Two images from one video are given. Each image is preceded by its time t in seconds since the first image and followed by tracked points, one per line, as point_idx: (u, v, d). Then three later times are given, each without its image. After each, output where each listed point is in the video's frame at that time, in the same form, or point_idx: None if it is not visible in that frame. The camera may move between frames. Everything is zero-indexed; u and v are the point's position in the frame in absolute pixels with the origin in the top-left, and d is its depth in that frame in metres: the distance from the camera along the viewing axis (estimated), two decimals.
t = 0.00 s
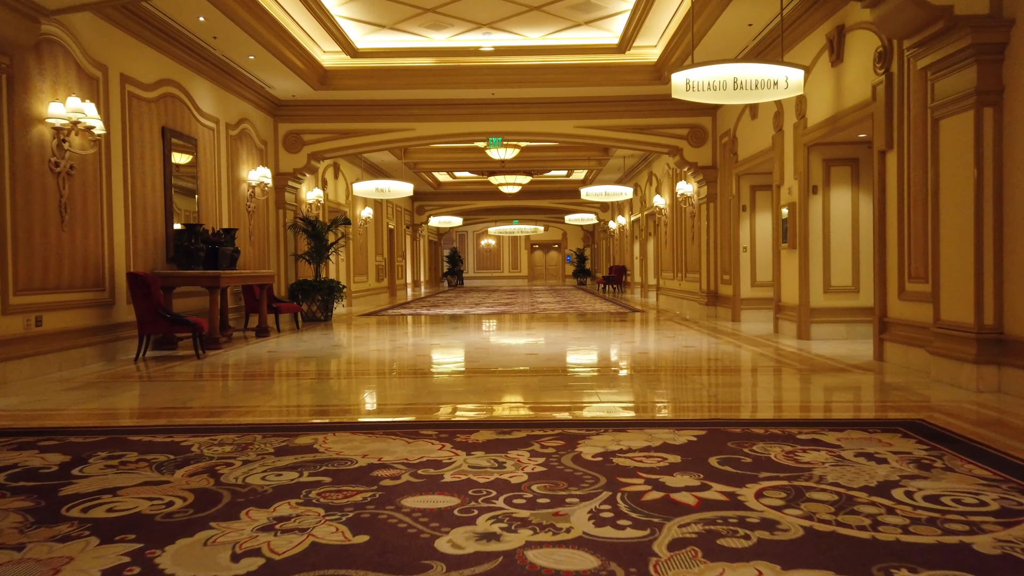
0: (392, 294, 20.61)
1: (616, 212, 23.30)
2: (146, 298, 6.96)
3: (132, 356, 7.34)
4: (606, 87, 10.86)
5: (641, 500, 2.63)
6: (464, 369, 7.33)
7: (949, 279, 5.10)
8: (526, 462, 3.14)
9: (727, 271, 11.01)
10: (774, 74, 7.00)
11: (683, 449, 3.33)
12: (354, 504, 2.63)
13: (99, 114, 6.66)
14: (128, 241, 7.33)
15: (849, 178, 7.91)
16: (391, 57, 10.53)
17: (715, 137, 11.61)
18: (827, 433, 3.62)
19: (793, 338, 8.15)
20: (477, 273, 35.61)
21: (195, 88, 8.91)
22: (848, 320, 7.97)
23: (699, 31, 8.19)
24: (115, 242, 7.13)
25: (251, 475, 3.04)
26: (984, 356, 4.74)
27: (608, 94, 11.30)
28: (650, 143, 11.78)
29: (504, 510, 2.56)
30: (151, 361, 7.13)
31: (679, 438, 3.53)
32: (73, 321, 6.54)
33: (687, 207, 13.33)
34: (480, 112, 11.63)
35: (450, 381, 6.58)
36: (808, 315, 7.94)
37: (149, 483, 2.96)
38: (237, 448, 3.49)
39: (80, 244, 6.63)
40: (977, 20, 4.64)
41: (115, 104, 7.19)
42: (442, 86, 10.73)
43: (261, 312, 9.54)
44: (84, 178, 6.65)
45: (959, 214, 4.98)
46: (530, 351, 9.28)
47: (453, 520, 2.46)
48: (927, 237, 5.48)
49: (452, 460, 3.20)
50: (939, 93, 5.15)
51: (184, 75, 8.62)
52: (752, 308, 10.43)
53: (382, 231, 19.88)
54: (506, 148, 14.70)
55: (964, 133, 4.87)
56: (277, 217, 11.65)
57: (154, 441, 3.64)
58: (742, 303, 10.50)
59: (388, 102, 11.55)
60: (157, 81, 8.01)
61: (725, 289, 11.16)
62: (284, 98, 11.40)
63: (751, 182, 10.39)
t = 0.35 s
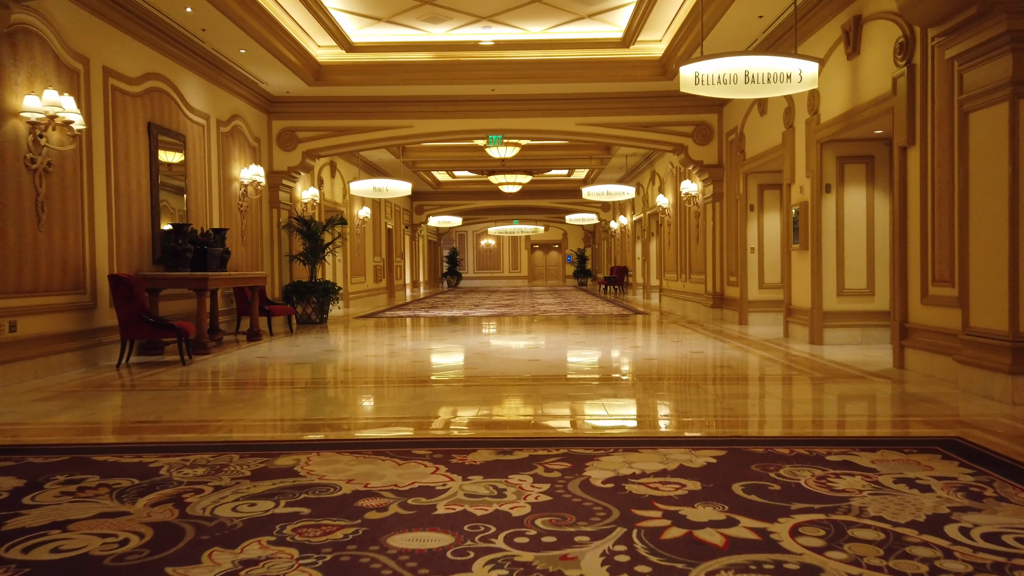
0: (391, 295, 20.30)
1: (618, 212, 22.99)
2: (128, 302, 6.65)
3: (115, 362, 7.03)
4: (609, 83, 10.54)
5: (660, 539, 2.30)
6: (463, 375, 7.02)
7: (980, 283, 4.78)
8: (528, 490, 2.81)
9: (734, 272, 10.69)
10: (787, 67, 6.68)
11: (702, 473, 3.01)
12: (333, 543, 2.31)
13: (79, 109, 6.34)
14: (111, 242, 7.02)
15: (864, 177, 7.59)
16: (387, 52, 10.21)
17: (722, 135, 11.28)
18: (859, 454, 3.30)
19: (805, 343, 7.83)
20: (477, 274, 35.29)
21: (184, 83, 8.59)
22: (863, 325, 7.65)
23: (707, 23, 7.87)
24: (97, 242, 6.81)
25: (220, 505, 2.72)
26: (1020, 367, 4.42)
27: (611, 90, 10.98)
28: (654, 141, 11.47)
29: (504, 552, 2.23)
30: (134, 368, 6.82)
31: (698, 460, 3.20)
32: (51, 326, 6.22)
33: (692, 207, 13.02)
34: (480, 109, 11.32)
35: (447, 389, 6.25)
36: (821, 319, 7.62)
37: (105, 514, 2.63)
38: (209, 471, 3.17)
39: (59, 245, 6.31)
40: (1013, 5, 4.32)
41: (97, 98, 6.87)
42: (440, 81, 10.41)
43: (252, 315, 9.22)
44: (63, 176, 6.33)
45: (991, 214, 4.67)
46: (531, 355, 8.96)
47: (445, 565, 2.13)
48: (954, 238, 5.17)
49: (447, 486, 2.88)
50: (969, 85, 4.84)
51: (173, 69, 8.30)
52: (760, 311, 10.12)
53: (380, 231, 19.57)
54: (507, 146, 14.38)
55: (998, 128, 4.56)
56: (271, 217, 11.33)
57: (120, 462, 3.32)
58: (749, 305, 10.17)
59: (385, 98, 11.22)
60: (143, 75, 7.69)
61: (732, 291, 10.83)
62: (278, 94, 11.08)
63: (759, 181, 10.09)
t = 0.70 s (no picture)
0: (388, 295, 19.96)
1: (619, 211, 22.64)
2: (104, 301, 6.31)
3: (91, 364, 6.68)
4: (609, 76, 10.20)
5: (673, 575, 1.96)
6: (457, 378, 6.67)
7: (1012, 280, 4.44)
8: (522, 513, 2.47)
9: (739, 271, 10.34)
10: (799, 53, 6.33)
11: (717, 492, 2.67)
12: None
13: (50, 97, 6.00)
14: (87, 238, 6.68)
15: (877, 170, 7.25)
16: (381, 43, 9.86)
17: (726, 128, 10.90)
18: (892, 469, 2.96)
19: (816, 344, 7.48)
20: (476, 274, 34.95)
21: (167, 73, 8.25)
22: (876, 325, 7.29)
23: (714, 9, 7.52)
24: (71, 238, 6.48)
25: (168, 532, 2.37)
26: None
27: (612, 83, 10.63)
28: (657, 136, 11.12)
29: None
30: (110, 370, 6.48)
31: (713, 477, 2.86)
32: (20, 327, 5.88)
33: (695, 204, 12.67)
34: (477, 102, 10.98)
35: (440, 393, 5.92)
36: (832, 319, 7.28)
37: (34, 544, 2.29)
38: (165, 490, 2.83)
39: (29, 241, 5.97)
40: None
41: (72, 87, 6.54)
42: (435, 74, 10.07)
43: (239, 316, 8.87)
44: (33, 168, 6.00)
45: None
46: (531, 356, 8.62)
47: None
48: (982, 231, 4.82)
49: (429, 509, 2.54)
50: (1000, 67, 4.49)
51: (155, 58, 7.96)
52: (766, 311, 9.78)
53: (376, 230, 19.23)
54: (505, 142, 14.04)
55: None
56: (261, 214, 10.99)
57: (67, 479, 2.98)
58: (755, 305, 9.82)
59: (378, 91, 10.87)
60: (123, 64, 7.35)
61: (737, 290, 10.49)
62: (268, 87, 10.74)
63: (766, 176, 9.74)
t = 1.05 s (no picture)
0: (385, 296, 19.62)
1: (620, 210, 22.31)
2: (79, 305, 5.99)
3: (66, 371, 6.35)
4: (611, 70, 9.87)
5: None
6: (453, 385, 6.34)
7: None
8: (520, 557, 2.12)
9: (745, 272, 10.01)
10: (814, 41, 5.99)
11: (746, 530, 2.33)
12: None
13: (20, 89, 5.65)
14: (61, 238, 6.33)
15: (894, 166, 6.90)
16: (375, 36, 9.50)
17: (732, 125, 10.57)
18: (942, 500, 2.61)
19: (829, 349, 7.15)
20: (475, 274, 34.62)
21: (151, 65, 7.90)
22: (892, 329, 6.95)
23: None
24: (45, 238, 6.14)
25: None
26: None
27: (615, 78, 10.28)
28: (660, 132, 10.76)
29: None
30: (86, 378, 6.14)
31: (736, 509, 2.52)
32: None
33: (699, 203, 12.32)
34: (475, 98, 10.63)
35: (434, 402, 5.59)
36: (847, 323, 6.94)
37: None
38: (114, 525, 2.49)
39: None
40: None
41: (46, 79, 6.19)
42: (431, 68, 9.73)
43: (227, 319, 8.52)
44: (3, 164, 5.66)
45: None
46: (531, 360, 8.30)
47: None
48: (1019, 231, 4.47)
49: (414, 551, 2.19)
50: None
51: (137, 49, 7.62)
52: (774, 313, 9.43)
53: (373, 230, 18.88)
54: (505, 140, 13.69)
55: None
56: (252, 213, 10.63)
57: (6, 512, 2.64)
58: (763, 307, 9.49)
59: (373, 86, 10.53)
60: (103, 55, 7.00)
61: (743, 292, 10.16)
62: (259, 82, 10.40)
63: (773, 173, 9.42)
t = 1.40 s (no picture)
0: (383, 297, 19.28)
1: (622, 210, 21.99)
2: (55, 308, 5.67)
3: (43, 377, 6.03)
4: (616, 64, 9.53)
5: None
6: (452, 393, 6.01)
7: None
8: None
9: (753, 273, 9.68)
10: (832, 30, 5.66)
11: None
12: None
13: None
14: (37, 238, 6.00)
15: (914, 164, 6.58)
16: (370, 28, 9.17)
17: (740, 121, 10.24)
18: (1009, 540, 2.28)
19: (845, 355, 6.82)
20: (475, 274, 34.29)
21: (135, 58, 7.56)
22: (912, 334, 6.63)
23: None
24: (19, 238, 5.81)
25: None
26: None
27: (619, 72, 9.95)
28: (666, 129, 10.43)
29: None
30: (62, 386, 5.80)
31: (774, 552, 2.20)
32: None
33: (704, 202, 11.99)
34: (474, 93, 10.30)
35: (430, 412, 5.25)
36: (864, 328, 6.61)
37: None
38: (54, 571, 2.15)
39: None
40: None
41: (20, 70, 5.86)
42: (429, 61, 9.40)
43: (216, 322, 8.19)
44: None
45: None
46: (533, 364, 7.96)
47: None
48: None
49: None
50: None
51: (120, 40, 7.28)
52: (784, 316, 9.11)
53: (371, 230, 18.54)
54: (505, 138, 13.37)
55: None
56: (245, 212, 10.29)
57: None
58: (772, 310, 9.16)
59: (369, 81, 10.20)
60: (83, 46, 6.67)
61: (751, 294, 9.82)
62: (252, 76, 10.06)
63: (784, 171, 9.10)
